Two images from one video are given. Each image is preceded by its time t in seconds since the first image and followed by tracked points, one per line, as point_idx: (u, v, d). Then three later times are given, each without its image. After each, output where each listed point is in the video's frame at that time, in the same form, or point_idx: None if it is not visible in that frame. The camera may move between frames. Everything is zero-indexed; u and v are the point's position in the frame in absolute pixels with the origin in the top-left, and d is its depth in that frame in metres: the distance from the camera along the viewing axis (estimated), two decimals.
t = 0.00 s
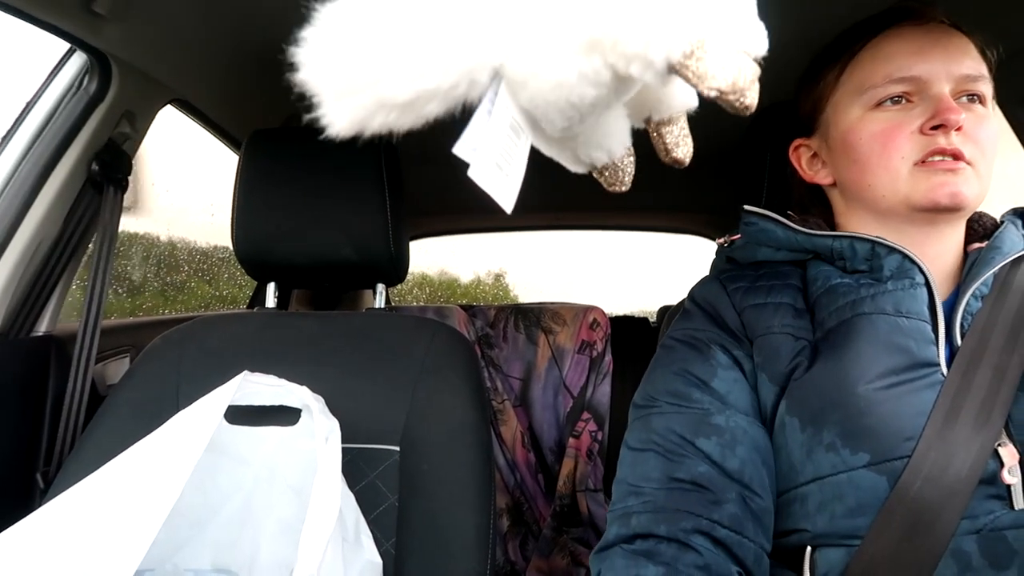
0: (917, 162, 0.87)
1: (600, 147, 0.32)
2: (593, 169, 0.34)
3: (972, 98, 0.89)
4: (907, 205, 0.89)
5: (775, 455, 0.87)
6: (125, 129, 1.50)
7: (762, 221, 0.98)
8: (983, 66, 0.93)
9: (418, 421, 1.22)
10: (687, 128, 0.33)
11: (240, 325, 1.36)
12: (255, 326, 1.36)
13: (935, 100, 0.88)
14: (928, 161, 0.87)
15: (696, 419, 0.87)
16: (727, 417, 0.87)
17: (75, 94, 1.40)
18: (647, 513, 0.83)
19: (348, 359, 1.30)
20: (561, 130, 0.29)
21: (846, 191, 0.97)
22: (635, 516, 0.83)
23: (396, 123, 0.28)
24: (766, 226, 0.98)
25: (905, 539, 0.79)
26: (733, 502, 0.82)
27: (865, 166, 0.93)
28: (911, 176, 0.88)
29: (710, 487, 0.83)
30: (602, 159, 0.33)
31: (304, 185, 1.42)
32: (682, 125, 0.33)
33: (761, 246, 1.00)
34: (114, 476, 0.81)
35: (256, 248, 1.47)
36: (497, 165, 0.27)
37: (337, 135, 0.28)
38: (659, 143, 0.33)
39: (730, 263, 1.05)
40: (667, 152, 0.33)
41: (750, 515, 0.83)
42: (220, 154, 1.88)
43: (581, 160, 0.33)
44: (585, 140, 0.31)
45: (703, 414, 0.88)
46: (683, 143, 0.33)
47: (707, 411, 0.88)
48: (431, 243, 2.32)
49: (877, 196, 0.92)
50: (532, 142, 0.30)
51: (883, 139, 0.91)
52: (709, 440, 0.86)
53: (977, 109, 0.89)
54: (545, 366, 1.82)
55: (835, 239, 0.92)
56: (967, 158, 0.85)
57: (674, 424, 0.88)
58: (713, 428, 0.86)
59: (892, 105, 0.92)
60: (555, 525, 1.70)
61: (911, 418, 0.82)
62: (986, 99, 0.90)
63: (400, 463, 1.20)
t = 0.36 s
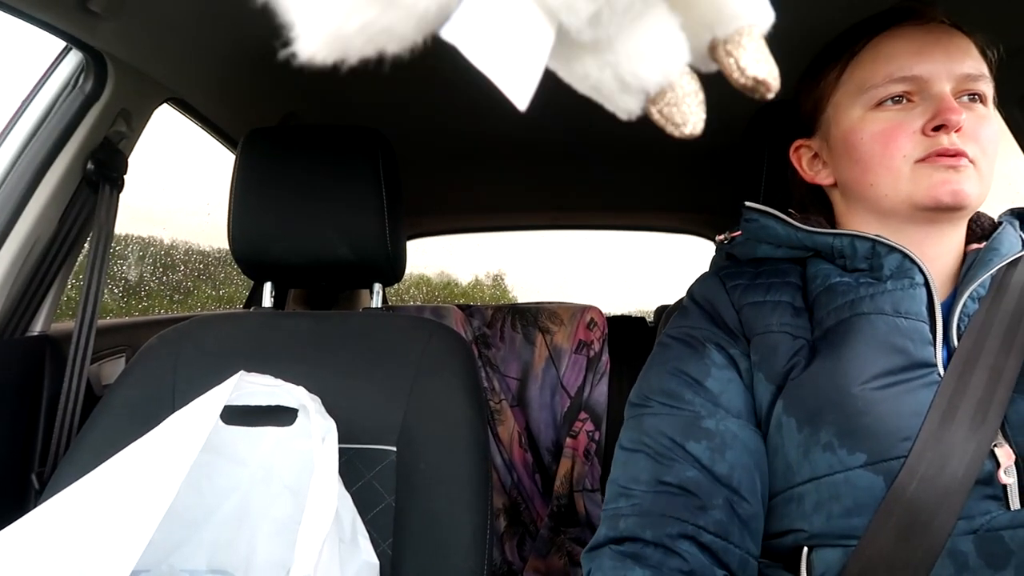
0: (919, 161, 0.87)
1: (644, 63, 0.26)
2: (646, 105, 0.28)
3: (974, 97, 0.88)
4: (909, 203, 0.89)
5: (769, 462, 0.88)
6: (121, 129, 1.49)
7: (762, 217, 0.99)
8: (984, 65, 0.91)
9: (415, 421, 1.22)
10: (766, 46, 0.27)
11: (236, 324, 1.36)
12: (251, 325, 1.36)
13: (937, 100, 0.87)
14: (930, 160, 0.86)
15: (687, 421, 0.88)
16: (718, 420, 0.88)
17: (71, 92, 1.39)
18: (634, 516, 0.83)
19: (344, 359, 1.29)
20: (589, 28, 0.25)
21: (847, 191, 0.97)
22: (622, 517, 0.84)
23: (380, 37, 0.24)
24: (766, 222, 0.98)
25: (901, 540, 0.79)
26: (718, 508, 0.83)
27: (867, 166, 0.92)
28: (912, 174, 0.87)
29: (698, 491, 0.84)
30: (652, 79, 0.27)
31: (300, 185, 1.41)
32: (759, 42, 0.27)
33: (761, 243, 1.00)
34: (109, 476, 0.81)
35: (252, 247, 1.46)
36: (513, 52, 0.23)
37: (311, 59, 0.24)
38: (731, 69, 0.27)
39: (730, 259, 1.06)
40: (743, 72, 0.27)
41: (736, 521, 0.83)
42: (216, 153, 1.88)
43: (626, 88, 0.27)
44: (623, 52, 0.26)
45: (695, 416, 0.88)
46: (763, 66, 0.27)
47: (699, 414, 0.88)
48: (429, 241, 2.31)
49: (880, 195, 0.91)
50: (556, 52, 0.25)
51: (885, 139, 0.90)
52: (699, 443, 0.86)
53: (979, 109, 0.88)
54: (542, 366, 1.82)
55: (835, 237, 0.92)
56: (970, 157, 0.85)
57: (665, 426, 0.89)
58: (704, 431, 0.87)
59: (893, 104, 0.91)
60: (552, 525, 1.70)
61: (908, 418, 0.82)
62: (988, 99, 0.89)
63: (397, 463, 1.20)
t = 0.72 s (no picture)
0: (925, 159, 0.86)
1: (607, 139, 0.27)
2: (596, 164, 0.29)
3: (982, 91, 0.87)
4: (914, 202, 0.89)
5: (759, 465, 0.89)
6: (120, 130, 1.48)
7: (759, 216, 0.99)
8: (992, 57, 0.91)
9: (414, 421, 1.22)
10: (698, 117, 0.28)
11: (235, 325, 1.36)
12: (251, 326, 1.36)
13: (945, 96, 0.86)
14: (938, 158, 0.86)
15: (669, 432, 0.88)
16: (699, 430, 0.88)
17: (69, 93, 1.39)
18: (618, 527, 0.84)
19: (343, 359, 1.29)
20: (567, 126, 0.25)
21: (851, 188, 0.97)
22: (608, 528, 0.85)
23: (396, 116, 0.24)
24: (762, 221, 0.99)
25: (900, 536, 0.79)
26: (698, 518, 0.84)
27: (872, 163, 0.92)
28: (918, 173, 0.87)
29: (679, 503, 0.84)
30: (609, 156, 0.28)
31: (298, 186, 1.41)
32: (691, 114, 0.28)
33: (758, 241, 1.00)
34: (108, 476, 0.81)
35: (252, 248, 1.46)
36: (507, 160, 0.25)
37: (334, 129, 0.25)
38: (665, 135, 0.28)
39: (726, 258, 1.06)
40: (674, 148, 0.29)
41: (716, 530, 0.84)
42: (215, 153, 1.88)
43: (588, 155, 0.28)
44: (591, 132, 0.26)
45: (676, 427, 0.88)
46: (691, 134, 0.28)
47: (682, 425, 0.88)
48: (429, 243, 2.33)
49: (884, 193, 0.91)
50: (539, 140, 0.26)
51: (890, 136, 0.89)
52: (680, 454, 0.87)
53: (987, 103, 0.87)
54: (541, 365, 1.82)
55: (832, 235, 0.92)
56: (977, 154, 0.85)
57: (648, 435, 0.89)
58: (685, 443, 0.87)
59: (900, 100, 0.90)
60: (553, 524, 1.70)
61: (905, 416, 0.82)
62: (996, 92, 0.89)
63: (397, 463, 1.20)
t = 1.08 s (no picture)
0: (928, 162, 0.86)
1: (617, 102, 0.28)
2: (617, 140, 0.29)
3: (986, 93, 0.88)
4: (913, 205, 0.89)
5: (758, 463, 0.89)
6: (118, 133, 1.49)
7: (757, 218, 0.99)
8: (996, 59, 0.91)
9: (414, 423, 1.22)
10: (727, 81, 0.29)
11: (235, 328, 1.36)
12: (250, 329, 1.36)
13: (948, 98, 0.86)
14: (939, 162, 0.86)
15: (669, 431, 0.88)
16: (699, 429, 0.88)
17: (67, 97, 1.39)
18: (619, 526, 0.84)
19: (343, 362, 1.29)
20: (566, 79, 0.25)
21: (852, 188, 0.97)
22: (608, 528, 0.85)
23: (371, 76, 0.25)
24: (760, 222, 0.99)
25: (901, 537, 0.78)
26: (699, 516, 0.84)
27: (874, 165, 0.92)
28: (920, 177, 0.87)
29: (680, 500, 0.84)
30: (624, 120, 0.28)
31: (297, 189, 1.41)
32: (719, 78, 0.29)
33: (756, 242, 1.00)
34: (107, 481, 0.80)
35: (251, 251, 1.46)
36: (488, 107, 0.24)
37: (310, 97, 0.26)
38: (693, 101, 0.29)
39: (725, 259, 1.06)
40: (702, 111, 0.29)
41: (716, 528, 0.84)
42: (214, 157, 1.88)
43: (600, 124, 0.28)
44: (598, 92, 0.27)
45: (676, 426, 0.89)
46: (722, 98, 0.29)
47: (682, 424, 0.89)
48: (428, 244, 2.33)
49: (885, 195, 0.91)
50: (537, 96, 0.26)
51: (893, 139, 0.90)
52: (679, 453, 0.87)
53: (990, 106, 0.87)
54: (542, 366, 1.82)
55: (830, 237, 0.92)
56: (979, 158, 0.85)
57: (648, 435, 0.89)
58: (685, 441, 0.87)
59: (904, 101, 0.90)
60: (553, 526, 1.70)
61: (905, 417, 0.82)
62: (999, 95, 0.88)
63: (397, 465, 1.20)
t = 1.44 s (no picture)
0: (925, 165, 0.86)
1: (607, 143, 0.29)
2: (600, 168, 0.31)
3: (979, 96, 0.87)
4: (912, 207, 0.89)
5: (758, 466, 0.89)
6: (118, 136, 1.49)
7: (756, 222, 0.99)
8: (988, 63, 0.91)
9: (414, 425, 1.22)
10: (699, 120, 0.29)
11: (235, 330, 1.36)
12: (250, 332, 1.35)
13: (943, 102, 0.85)
14: (935, 164, 0.86)
15: (670, 435, 0.88)
16: (700, 433, 0.88)
17: (66, 100, 1.39)
18: (621, 530, 0.84)
19: (343, 364, 1.29)
20: (565, 127, 0.27)
21: (848, 192, 0.97)
22: (610, 532, 0.85)
23: (395, 124, 0.27)
24: (760, 225, 0.99)
25: (901, 540, 0.78)
26: (701, 521, 0.83)
27: (871, 169, 0.92)
28: (918, 179, 0.87)
29: (681, 505, 0.84)
30: (611, 157, 0.30)
31: (297, 191, 1.42)
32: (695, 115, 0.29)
33: (756, 245, 1.00)
34: (106, 485, 0.80)
35: (251, 254, 1.46)
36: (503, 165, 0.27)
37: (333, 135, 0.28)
38: (669, 139, 0.29)
39: (724, 262, 1.05)
40: (677, 147, 0.29)
41: (718, 532, 0.84)
42: (214, 159, 1.88)
43: (589, 159, 0.30)
44: (591, 136, 0.29)
45: (678, 429, 0.88)
46: (693, 134, 0.29)
47: (683, 427, 0.88)
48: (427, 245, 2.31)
49: (883, 198, 0.91)
50: (541, 140, 0.28)
51: (889, 143, 0.89)
52: (681, 456, 0.86)
53: (983, 108, 0.87)
54: (541, 368, 1.82)
55: (829, 240, 0.92)
56: (975, 159, 0.85)
57: (650, 438, 0.89)
58: (687, 445, 0.87)
59: (899, 105, 0.90)
60: (554, 528, 1.70)
61: (903, 420, 0.82)
62: (991, 98, 0.88)
63: (397, 467, 1.20)
